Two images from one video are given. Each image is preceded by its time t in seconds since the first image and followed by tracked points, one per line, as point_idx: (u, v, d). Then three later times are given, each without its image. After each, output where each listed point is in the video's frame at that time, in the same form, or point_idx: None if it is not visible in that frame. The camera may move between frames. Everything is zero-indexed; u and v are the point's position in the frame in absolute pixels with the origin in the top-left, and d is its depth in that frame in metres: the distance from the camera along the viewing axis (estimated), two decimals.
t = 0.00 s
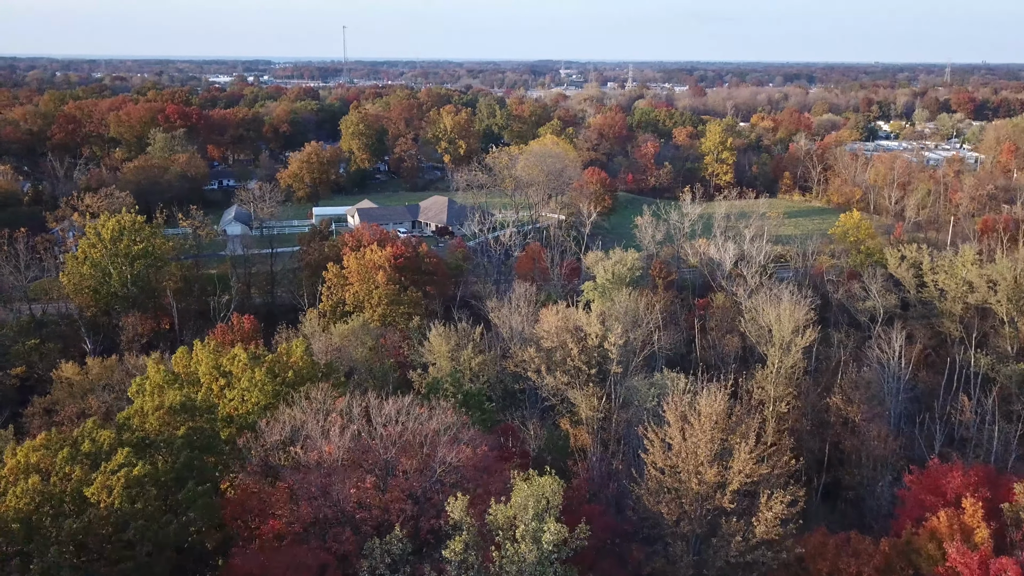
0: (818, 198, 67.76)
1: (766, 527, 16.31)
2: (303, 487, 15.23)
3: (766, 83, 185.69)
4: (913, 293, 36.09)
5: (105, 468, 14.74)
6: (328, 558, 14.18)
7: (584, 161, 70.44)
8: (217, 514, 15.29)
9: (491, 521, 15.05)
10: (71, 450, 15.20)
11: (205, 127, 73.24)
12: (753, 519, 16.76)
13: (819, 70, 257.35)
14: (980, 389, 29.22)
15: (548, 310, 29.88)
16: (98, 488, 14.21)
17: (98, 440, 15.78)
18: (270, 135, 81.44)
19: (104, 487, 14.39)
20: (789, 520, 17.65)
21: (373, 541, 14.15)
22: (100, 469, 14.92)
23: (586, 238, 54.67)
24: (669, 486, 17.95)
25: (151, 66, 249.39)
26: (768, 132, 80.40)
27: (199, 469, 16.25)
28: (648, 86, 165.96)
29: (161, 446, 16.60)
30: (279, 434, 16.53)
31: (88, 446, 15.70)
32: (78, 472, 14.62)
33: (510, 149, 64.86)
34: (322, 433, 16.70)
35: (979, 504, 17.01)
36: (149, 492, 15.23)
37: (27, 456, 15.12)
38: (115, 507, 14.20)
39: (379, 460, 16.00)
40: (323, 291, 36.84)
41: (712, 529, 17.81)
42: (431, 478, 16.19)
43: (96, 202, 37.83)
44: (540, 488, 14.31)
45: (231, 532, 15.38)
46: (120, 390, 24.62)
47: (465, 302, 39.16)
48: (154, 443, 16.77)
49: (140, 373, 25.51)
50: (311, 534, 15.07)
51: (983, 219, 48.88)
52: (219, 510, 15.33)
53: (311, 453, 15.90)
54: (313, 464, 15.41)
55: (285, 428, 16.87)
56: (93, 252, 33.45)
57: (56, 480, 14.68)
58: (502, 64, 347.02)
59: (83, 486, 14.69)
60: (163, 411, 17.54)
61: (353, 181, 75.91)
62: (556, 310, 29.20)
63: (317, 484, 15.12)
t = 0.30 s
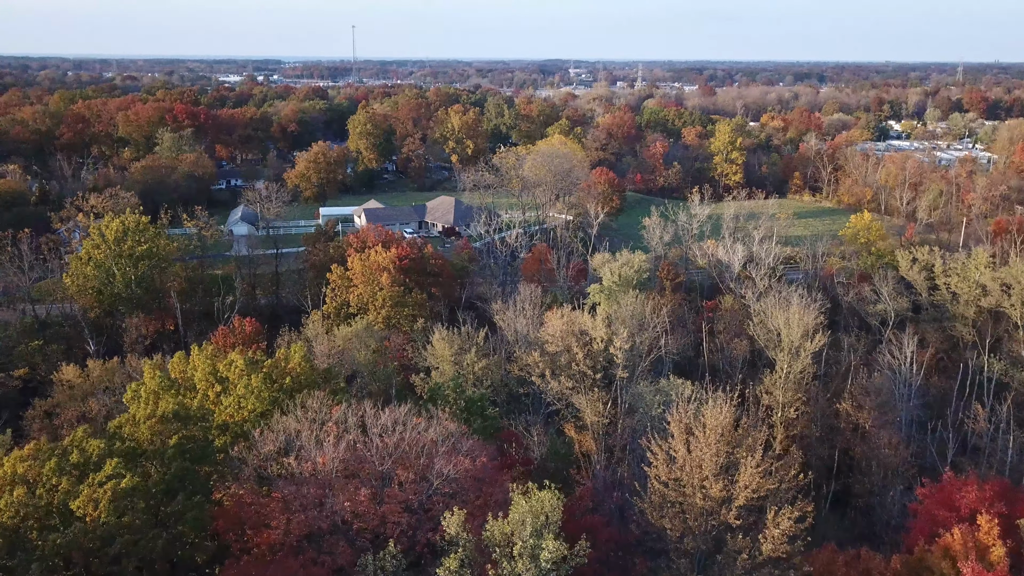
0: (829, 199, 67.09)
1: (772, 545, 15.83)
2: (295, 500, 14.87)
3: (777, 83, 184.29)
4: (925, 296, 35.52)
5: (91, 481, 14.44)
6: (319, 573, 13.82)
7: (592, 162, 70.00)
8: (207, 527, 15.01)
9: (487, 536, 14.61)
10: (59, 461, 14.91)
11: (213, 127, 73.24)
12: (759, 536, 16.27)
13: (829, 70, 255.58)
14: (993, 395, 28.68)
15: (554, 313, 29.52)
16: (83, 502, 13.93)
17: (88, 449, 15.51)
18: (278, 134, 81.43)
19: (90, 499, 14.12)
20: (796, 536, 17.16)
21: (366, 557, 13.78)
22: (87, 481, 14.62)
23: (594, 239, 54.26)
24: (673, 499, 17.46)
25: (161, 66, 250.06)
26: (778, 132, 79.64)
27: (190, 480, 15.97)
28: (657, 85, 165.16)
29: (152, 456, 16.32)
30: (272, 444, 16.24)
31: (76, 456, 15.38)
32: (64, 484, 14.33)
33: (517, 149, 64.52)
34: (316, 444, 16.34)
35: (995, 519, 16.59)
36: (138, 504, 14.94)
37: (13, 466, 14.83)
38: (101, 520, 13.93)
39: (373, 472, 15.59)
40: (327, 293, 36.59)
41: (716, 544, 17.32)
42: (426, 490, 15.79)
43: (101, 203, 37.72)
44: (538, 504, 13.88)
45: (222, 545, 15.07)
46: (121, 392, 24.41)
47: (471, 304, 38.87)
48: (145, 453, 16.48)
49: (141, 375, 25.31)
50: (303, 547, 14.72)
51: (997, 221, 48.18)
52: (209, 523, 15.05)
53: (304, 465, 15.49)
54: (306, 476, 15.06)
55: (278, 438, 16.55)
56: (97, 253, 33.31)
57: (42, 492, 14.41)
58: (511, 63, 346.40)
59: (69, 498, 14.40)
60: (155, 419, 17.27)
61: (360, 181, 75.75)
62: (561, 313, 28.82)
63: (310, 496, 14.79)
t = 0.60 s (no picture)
0: (836, 199, 66.52)
1: (777, 564, 15.33)
2: (283, 515, 14.44)
3: (783, 82, 183.47)
4: (933, 298, 35.02)
5: (73, 494, 13.78)
6: None
7: (597, 162, 69.59)
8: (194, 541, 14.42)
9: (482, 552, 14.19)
10: (41, 474, 14.24)
11: (217, 126, 73.12)
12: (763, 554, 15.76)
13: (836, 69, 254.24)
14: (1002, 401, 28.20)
15: (556, 316, 29.16)
16: (64, 517, 13.26)
17: (70, 460, 14.82)
18: (283, 134, 81.29)
19: (71, 515, 13.41)
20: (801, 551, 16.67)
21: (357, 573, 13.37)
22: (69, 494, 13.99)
23: (598, 239, 53.86)
24: (674, 514, 16.97)
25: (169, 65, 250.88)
26: (785, 132, 78.99)
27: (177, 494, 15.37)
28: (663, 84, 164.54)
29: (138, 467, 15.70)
30: (262, 457, 15.78)
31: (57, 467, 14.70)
32: (45, 498, 13.68)
33: (522, 149, 64.15)
34: (306, 455, 15.90)
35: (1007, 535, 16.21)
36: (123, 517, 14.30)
37: None
38: (82, 537, 13.23)
39: (364, 485, 15.17)
40: (328, 295, 36.31)
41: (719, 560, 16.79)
42: (419, 504, 15.37)
43: (102, 203, 37.54)
44: (534, 521, 13.44)
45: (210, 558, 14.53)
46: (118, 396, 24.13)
47: (473, 305, 38.55)
48: (131, 464, 15.85)
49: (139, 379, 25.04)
50: (292, 563, 14.28)
51: (1006, 222, 47.60)
52: (197, 538, 14.47)
53: (294, 478, 15.01)
54: (296, 490, 14.63)
55: (268, 450, 16.09)
56: (97, 255, 33.11)
57: (22, 506, 13.76)
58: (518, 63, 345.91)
59: (50, 513, 13.75)
60: (143, 429, 16.67)
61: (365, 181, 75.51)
62: (564, 316, 28.44)
63: (300, 510, 14.37)
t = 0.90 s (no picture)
0: (843, 199, 66.03)
1: None
2: (272, 530, 14.08)
3: (791, 80, 182.61)
4: (943, 301, 34.54)
5: (57, 507, 13.33)
6: None
7: (603, 162, 69.18)
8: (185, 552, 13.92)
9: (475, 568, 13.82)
10: (24, 484, 13.83)
11: (223, 126, 73.03)
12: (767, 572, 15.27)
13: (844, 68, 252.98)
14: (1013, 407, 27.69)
15: (560, 319, 28.85)
16: (46, 530, 12.75)
17: (56, 472, 14.35)
18: (289, 134, 81.19)
19: (53, 530, 12.87)
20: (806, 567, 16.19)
21: None
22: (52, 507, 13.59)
23: (604, 240, 53.49)
24: (676, 528, 16.51)
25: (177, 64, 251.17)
26: (793, 131, 78.35)
27: (165, 507, 14.93)
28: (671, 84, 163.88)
29: (126, 478, 15.29)
30: (252, 468, 15.40)
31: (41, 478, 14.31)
32: (26, 511, 13.25)
33: (528, 149, 63.82)
34: (298, 467, 15.49)
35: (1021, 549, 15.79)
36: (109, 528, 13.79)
37: None
38: (64, 554, 12.71)
39: (356, 498, 14.80)
40: (330, 296, 36.07)
41: None
42: (413, 517, 15.01)
43: (104, 204, 37.41)
44: (531, 540, 13.03)
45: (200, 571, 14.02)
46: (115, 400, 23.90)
47: (477, 307, 38.32)
48: (118, 475, 15.45)
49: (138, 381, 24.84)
50: None
51: (1017, 223, 46.95)
52: (187, 549, 13.95)
53: (284, 491, 14.61)
54: (287, 503, 14.33)
55: (259, 461, 15.71)
56: (97, 256, 32.93)
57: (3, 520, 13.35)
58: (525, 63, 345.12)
59: (33, 526, 13.31)
60: (131, 438, 16.29)
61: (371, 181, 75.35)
62: (567, 319, 28.12)
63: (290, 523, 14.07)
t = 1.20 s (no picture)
0: (854, 199, 65.31)
1: None
2: (260, 546, 13.67)
3: (801, 80, 181.49)
4: (955, 305, 33.88)
5: (37, 523, 12.84)
6: None
7: (611, 162, 68.66)
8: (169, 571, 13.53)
9: None
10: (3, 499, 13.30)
11: (230, 126, 72.95)
12: None
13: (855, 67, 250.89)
14: None
15: (563, 323, 28.43)
16: (24, 548, 12.26)
17: (39, 484, 13.95)
18: (297, 134, 81.06)
19: (32, 547, 12.42)
20: None
21: None
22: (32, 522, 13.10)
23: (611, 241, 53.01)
24: (678, 546, 16.00)
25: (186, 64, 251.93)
26: (803, 131, 77.53)
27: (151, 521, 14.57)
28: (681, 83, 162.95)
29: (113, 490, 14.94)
30: (241, 482, 15.03)
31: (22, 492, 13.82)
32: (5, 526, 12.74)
33: (535, 149, 63.40)
34: (287, 481, 15.09)
35: None
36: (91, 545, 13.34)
37: None
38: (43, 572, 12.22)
39: (348, 513, 14.39)
40: (332, 298, 35.77)
41: None
42: (406, 534, 14.58)
43: (108, 205, 37.25)
44: (525, 561, 12.64)
45: None
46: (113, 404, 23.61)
47: (481, 309, 37.97)
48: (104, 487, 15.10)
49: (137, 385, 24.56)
50: None
51: None
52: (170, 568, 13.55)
53: (274, 506, 14.23)
54: (276, 519, 13.92)
55: (248, 474, 15.36)
56: (100, 258, 32.75)
57: None
58: (534, 62, 344.48)
59: (10, 543, 12.77)
60: (118, 449, 15.89)
61: (378, 181, 75.10)
62: (571, 323, 27.70)
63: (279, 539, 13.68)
